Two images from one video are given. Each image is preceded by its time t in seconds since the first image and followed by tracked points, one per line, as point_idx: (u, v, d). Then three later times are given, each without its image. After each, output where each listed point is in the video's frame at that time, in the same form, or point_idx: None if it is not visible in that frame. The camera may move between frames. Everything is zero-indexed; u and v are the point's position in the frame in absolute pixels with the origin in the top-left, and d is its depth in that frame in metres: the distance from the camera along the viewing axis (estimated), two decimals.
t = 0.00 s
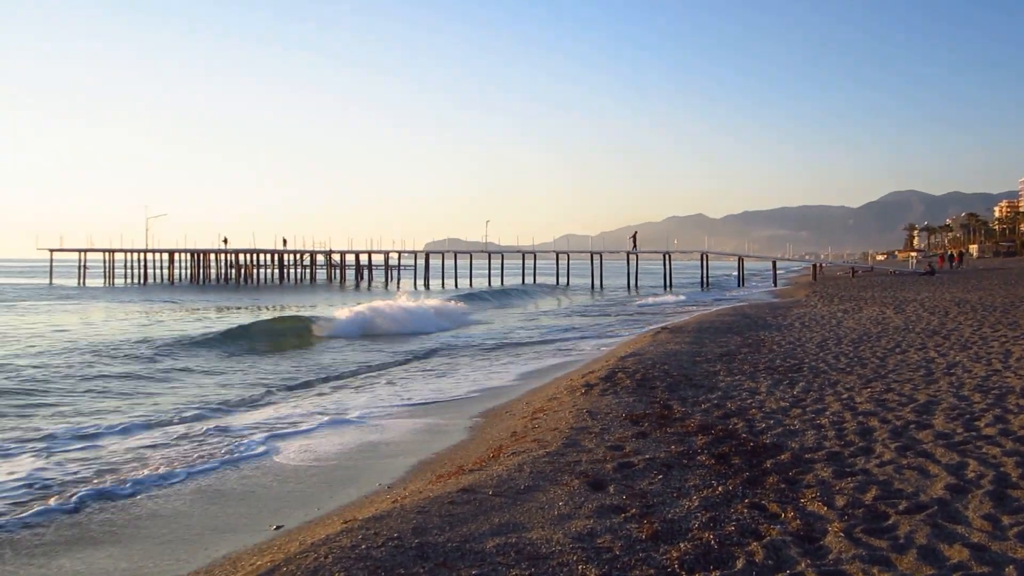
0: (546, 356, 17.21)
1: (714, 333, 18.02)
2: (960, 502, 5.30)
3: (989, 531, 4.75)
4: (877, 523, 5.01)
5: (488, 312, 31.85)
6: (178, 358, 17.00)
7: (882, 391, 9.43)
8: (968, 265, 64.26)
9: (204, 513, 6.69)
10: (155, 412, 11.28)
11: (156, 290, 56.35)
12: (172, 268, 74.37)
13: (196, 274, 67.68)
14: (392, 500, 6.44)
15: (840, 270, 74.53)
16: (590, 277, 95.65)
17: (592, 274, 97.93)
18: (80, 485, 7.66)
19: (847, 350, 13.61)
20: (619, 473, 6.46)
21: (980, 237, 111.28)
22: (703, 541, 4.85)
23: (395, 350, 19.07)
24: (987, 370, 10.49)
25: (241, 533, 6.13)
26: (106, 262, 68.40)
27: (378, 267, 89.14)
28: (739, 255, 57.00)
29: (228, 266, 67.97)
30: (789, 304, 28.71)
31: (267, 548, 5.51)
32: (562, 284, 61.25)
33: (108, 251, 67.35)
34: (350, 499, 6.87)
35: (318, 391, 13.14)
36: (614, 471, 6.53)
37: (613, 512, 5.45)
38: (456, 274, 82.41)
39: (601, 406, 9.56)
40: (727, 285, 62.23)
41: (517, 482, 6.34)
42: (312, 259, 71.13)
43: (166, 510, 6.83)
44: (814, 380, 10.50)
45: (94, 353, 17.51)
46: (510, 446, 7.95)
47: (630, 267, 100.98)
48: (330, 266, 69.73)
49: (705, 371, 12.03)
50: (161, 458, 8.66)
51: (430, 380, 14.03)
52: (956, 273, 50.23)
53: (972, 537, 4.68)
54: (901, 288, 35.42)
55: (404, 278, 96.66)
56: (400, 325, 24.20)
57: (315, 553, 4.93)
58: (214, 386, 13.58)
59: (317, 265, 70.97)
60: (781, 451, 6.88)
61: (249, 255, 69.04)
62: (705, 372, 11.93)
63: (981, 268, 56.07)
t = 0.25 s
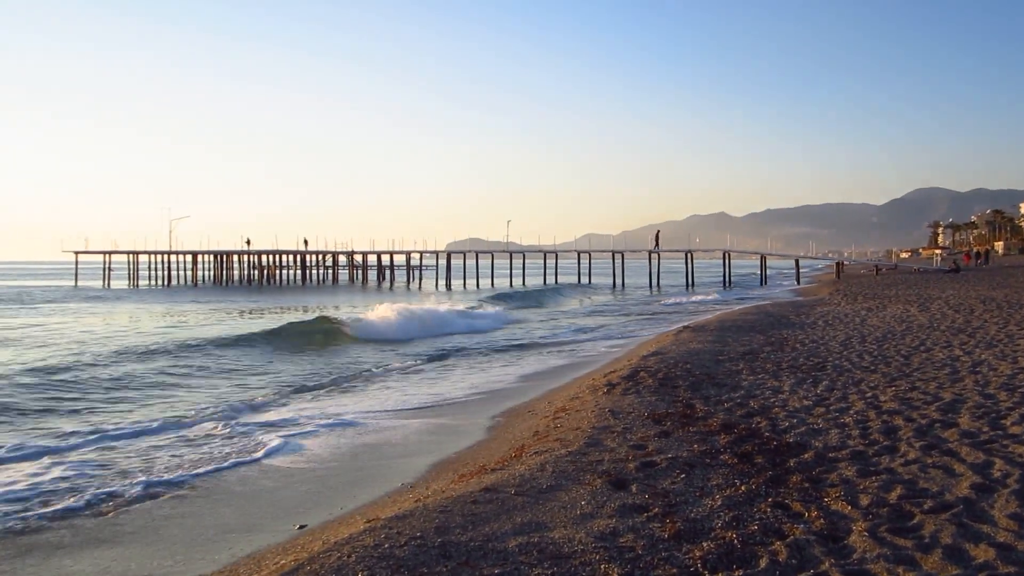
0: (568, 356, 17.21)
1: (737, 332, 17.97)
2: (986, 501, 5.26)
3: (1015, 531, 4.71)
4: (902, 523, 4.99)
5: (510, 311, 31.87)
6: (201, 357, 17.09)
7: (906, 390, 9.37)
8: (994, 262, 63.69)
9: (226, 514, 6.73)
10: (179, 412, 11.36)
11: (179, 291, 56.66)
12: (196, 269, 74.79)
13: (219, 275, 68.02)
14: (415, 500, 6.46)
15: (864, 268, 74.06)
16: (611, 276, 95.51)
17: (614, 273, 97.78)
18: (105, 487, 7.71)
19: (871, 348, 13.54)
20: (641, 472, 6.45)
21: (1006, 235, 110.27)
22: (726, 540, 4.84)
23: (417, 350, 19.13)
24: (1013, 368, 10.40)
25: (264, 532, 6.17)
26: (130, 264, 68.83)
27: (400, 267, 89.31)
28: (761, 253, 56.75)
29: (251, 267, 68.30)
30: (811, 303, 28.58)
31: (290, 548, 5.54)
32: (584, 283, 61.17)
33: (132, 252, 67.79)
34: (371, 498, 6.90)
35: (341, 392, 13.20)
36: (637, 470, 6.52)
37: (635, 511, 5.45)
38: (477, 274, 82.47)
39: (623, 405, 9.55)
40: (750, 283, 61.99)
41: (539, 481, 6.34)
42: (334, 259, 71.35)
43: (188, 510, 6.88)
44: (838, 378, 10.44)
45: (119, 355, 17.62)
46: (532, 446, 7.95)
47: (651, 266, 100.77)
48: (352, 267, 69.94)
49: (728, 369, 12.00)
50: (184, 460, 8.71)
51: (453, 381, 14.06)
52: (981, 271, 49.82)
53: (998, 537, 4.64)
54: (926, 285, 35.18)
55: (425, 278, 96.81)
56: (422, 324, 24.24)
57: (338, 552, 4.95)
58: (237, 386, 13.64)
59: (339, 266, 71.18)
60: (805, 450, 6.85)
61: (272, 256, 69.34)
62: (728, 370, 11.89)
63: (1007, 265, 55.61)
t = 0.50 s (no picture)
0: (587, 352, 17.21)
1: (756, 329, 17.91)
2: (1009, 500, 5.23)
3: None
4: (923, 521, 4.96)
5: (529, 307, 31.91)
6: (221, 352, 17.17)
7: (928, 388, 9.31)
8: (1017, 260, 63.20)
9: (243, 509, 6.77)
10: (200, 408, 11.44)
11: (201, 288, 56.94)
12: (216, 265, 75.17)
13: (240, 272, 68.30)
14: (434, 495, 6.47)
15: (885, 265, 73.67)
16: (630, 273, 95.37)
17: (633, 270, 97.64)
18: (125, 482, 7.77)
19: (892, 346, 13.46)
20: (661, 469, 6.44)
21: None
22: (746, 538, 4.83)
23: (436, 347, 19.17)
24: None
25: (281, 527, 6.21)
26: (151, 260, 69.22)
27: (419, 264, 89.46)
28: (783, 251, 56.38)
29: (271, 264, 68.61)
30: (833, 300, 28.44)
31: (310, 542, 5.57)
32: (603, 280, 61.13)
33: (153, 249, 68.15)
34: (389, 494, 6.93)
35: (360, 388, 13.25)
36: (656, 467, 6.51)
37: (654, 508, 5.45)
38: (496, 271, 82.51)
39: (642, 402, 9.54)
40: (770, 280, 61.75)
41: (558, 477, 6.34)
42: (353, 256, 71.56)
43: (203, 505, 6.93)
44: (859, 376, 10.39)
45: (140, 351, 17.74)
46: (551, 442, 7.95)
47: (671, 263, 100.59)
48: (371, 264, 70.13)
49: (747, 367, 11.96)
50: (203, 456, 8.76)
51: (471, 378, 14.08)
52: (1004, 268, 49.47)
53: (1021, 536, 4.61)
54: (948, 283, 34.96)
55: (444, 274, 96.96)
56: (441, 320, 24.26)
57: (357, 547, 4.97)
58: (257, 381, 13.71)
59: (358, 263, 71.37)
60: (825, 448, 6.82)
61: (292, 253, 69.61)
62: (748, 368, 11.86)
63: None
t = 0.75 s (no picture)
0: (604, 348, 17.19)
1: (774, 325, 17.84)
2: None
3: None
4: (943, 519, 4.93)
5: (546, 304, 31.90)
6: (239, 347, 17.24)
7: (947, 385, 9.26)
8: None
9: (261, 503, 6.81)
10: (219, 402, 11.50)
11: (219, 283, 57.16)
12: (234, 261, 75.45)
13: (258, 268, 68.53)
14: (451, 490, 6.49)
15: (905, 261, 73.28)
16: (648, 269, 95.21)
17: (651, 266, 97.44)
18: (144, 476, 7.82)
19: (911, 343, 13.38)
20: (678, 466, 6.43)
21: None
22: (764, 534, 4.81)
23: (453, 343, 19.19)
24: None
25: (299, 521, 6.24)
26: (169, 255, 69.54)
27: (436, 259, 89.55)
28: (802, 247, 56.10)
29: (289, 259, 68.82)
30: (852, 296, 28.32)
31: (328, 536, 5.59)
32: (620, 276, 61.02)
33: (172, 244, 68.46)
34: (406, 488, 6.95)
35: (378, 384, 13.29)
36: (674, 463, 6.50)
37: (672, 504, 5.44)
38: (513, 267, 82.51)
39: (660, 398, 9.52)
40: (788, 277, 61.50)
41: (576, 473, 6.34)
42: (371, 252, 71.70)
43: (222, 498, 6.97)
44: (878, 373, 10.33)
45: (158, 346, 17.83)
46: (568, 438, 7.95)
47: (688, 259, 100.34)
48: (389, 259, 70.25)
49: (765, 363, 11.92)
50: (222, 450, 8.80)
51: (489, 374, 14.09)
52: None
53: None
54: (968, 280, 34.73)
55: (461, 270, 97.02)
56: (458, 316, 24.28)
57: (375, 541, 4.99)
58: (275, 377, 13.77)
59: (376, 258, 71.50)
60: (844, 445, 6.79)
61: (310, 249, 69.80)
62: (766, 364, 11.82)
63: None
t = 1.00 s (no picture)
0: (621, 347, 17.15)
1: (792, 323, 17.76)
2: None
3: None
4: (963, 519, 4.90)
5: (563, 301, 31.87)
6: (257, 345, 17.31)
7: (967, 384, 9.19)
8: None
9: (277, 499, 6.83)
10: (236, 399, 11.54)
11: (238, 280, 57.35)
12: (252, 258, 75.74)
13: (276, 265, 68.75)
14: (468, 487, 6.49)
15: (924, 259, 72.85)
16: (665, 267, 95.02)
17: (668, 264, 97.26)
18: (162, 472, 7.86)
19: (930, 341, 13.28)
20: (696, 464, 6.41)
21: None
22: (783, 533, 4.79)
23: (470, 341, 19.21)
24: None
25: (316, 517, 6.26)
26: (188, 252, 69.86)
27: (453, 256, 89.62)
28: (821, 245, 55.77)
29: (306, 257, 69.03)
30: (871, 294, 28.18)
31: (346, 532, 5.61)
32: (637, 274, 60.94)
33: (190, 241, 68.76)
34: (422, 485, 6.95)
35: (395, 381, 13.31)
36: (691, 462, 6.48)
37: (689, 503, 5.42)
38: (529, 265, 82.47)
39: (677, 397, 9.49)
40: (806, 275, 61.27)
41: (593, 471, 6.33)
42: (388, 249, 71.84)
43: (239, 495, 7.00)
44: (896, 372, 10.27)
45: (177, 343, 17.91)
46: (585, 436, 7.94)
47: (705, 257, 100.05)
48: (406, 257, 70.36)
49: (783, 362, 11.87)
50: (239, 446, 8.84)
51: (505, 371, 14.09)
52: None
53: None
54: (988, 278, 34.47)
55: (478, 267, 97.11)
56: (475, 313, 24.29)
57: (393, 538, 4.99)
58: (293, 373, 13.81)
59: (393, 255, 71.63)
60: (862, 444, 6.75)
61: (327, 246, 69.99)
62: (783, 362, 11.77)
63: None
